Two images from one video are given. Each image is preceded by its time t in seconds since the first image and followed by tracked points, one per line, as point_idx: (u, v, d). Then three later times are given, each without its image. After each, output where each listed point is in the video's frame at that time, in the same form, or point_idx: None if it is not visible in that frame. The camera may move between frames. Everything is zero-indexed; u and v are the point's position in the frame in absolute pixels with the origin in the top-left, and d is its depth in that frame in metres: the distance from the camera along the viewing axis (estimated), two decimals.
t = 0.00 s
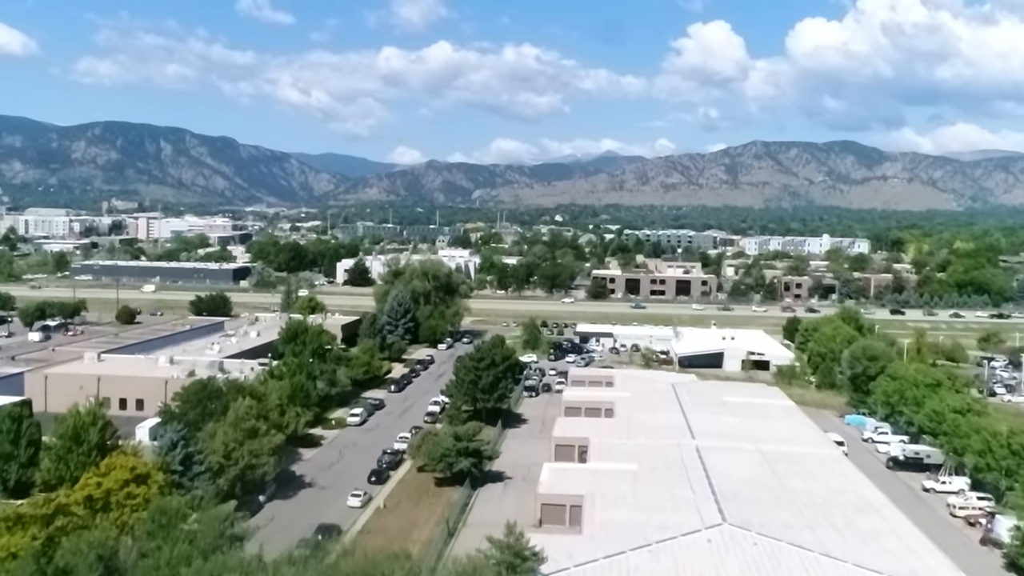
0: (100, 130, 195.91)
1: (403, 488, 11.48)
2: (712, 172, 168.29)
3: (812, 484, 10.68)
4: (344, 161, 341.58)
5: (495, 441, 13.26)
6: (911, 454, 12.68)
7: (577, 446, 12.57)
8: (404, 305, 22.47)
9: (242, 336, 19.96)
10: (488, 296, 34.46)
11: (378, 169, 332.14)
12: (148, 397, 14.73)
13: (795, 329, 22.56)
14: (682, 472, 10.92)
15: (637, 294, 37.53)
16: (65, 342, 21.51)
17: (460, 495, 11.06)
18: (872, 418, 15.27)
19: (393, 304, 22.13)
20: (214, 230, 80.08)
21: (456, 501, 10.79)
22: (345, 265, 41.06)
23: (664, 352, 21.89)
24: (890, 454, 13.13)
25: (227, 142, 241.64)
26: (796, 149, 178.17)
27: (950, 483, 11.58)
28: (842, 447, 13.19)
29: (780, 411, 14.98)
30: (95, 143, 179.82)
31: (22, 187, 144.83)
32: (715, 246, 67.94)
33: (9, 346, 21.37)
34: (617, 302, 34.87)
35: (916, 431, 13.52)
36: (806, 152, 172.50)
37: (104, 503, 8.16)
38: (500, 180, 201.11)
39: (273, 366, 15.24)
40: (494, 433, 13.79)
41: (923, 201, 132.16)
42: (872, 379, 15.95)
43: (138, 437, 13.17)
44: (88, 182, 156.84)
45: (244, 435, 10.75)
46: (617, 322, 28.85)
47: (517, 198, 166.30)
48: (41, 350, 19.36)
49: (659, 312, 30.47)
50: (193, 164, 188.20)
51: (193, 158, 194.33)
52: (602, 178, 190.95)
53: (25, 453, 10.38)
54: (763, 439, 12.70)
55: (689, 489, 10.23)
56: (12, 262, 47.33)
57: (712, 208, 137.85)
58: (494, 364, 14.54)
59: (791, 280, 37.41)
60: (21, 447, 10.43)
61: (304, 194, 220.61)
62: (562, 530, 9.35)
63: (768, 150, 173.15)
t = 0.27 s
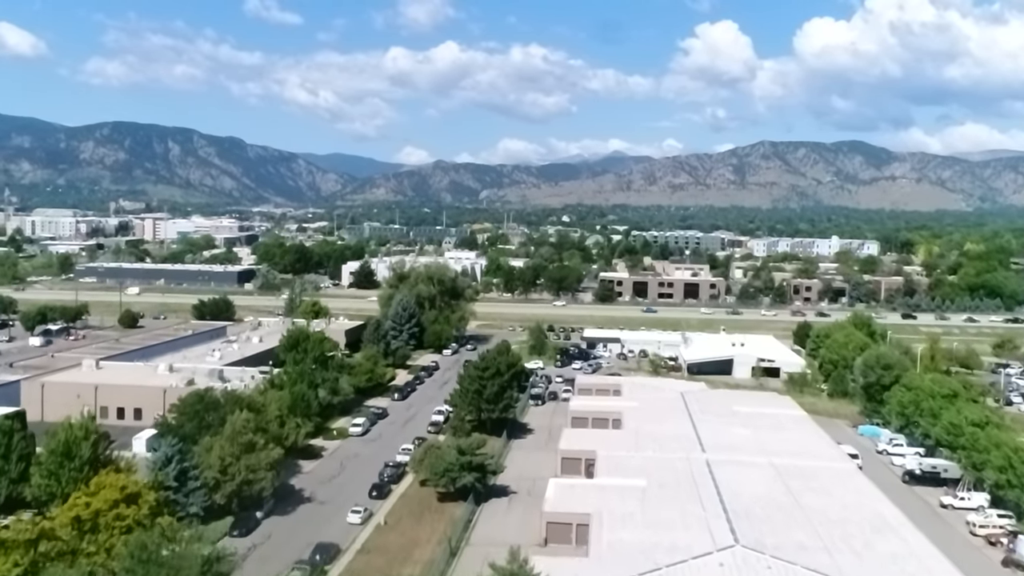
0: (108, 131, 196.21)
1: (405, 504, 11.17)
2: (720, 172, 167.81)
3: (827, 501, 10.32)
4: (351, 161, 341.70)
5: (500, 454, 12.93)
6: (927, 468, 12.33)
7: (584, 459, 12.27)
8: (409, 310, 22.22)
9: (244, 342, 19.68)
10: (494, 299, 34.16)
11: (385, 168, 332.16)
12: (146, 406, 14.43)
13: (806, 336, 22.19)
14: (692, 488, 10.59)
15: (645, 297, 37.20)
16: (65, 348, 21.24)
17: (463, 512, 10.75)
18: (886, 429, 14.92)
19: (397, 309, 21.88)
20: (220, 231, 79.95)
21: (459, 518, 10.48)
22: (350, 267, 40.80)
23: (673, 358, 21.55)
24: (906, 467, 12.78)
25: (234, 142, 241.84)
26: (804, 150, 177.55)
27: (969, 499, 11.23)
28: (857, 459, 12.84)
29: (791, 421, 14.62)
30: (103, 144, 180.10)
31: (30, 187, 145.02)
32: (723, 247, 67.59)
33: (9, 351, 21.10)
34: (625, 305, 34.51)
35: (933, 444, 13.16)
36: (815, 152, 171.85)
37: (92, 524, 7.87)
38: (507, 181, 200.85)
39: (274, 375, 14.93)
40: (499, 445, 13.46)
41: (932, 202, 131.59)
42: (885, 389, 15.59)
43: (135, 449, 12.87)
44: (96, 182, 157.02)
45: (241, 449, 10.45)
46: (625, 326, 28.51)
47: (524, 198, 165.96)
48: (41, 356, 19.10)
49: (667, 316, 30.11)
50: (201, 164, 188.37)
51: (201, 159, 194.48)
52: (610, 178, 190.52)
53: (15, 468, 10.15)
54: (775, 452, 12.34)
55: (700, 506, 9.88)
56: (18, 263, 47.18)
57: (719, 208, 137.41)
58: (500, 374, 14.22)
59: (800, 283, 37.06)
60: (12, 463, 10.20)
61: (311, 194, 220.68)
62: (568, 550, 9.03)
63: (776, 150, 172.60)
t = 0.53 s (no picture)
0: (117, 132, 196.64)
1: (408, 522, 10.84)
2: (728, 173, 167.34)
3: (844, 520, 9.93)
4: (359, 162, 341.93)
5: (505, 468, 12.60)
6: (946, 484, 11.96)
7: (591, 474, 11.96)
8: (414, 315, 21.92)
9: (246, 349, 19.39)
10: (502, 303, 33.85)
11: (393, 169, 332.35)
12: (145, 417, 14.13)
13: (818, 343, 21.79)
14: (703, 507, 10.23)
15: (654, 301, 36.85)
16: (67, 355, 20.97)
17: (467, 531, 10.41)
18: (902, 441, 14.54)
19: (402, 314, 21.59)
20: (227, 233, 79.88)
21: (463, 538, 10.14)
22: (357, 270, 40.53)
23: (683, 366, 21.19)
24: (924, 483, 12.40)
25: (243, 143, 242.20)
26: (814, 150, 176.91)
27: (990, 518, 10.87)
28: (873, 475, 12.47)
29: (805, 433, 14.24)
30: (112, 145, 180.60)
31: (40, 189, 145.36)
32: (732, 249, 67.22)
33: (10, 358, 20.82)
34: (633, 309, 34.16)
35: (952, 458, 12.78)
36: (824, 152, 171.17)
37: (79, 551, 7.59)
38: (515, 182, 200.68)
39: (275, 385, 14.61)
40: (505, 459, 13.12)
41: (942, 203, 130.94)
42: (901, 400, 15.20)
43: (133, 463, 12.56)
44: (105, 184, 157.33)
45: (238, 466, 10.11)
46: (634, 332, 28.15)
47: (532, 199, 165.68)
48: (42, 364, 18.83)
49: (676, 321, 29.73)
50: (210, 165, 188.67)
51: (209, 160, 194.84)
52: (618, 179, 190.11)
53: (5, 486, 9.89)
54: (789, 467, 11.97)
55: (712, 528, 9.51)
56: (24, 266, 47.02)
57: (728, 209, 136.97)
58: (506, 384, 13.89)
59: (811, 287, 36.69)
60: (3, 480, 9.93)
61: (319, 194, 220.78)
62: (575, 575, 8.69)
63: (785, 151, 172.03)
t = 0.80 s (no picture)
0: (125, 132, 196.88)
1: (409, 541, 10.51)
2: (737, 172, 166.82)
3: (862, 542, 9.57)
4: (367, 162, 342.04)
5: (509, 484, 12.26)
6: (966, 502, 11.58)
7: (599, 491, 11.62)
8: (419, 321, 21.66)
9: (247, 356, 19.08)
10: (508, 308, 33.51)
11: (401, 169, 332.43)
12: (142, 428, 13.81)
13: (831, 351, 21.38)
14: (715, 527, 9.88)
15: (662, 305, 36.48)
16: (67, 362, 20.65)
17: (470, 551, 10.07)
18: (918, 454, 14.15)
19: (407, 320, 21.34)
20: (234, 234, 79.70)
21: (466, 559, 9.81)
22: (362, 273, 40.22)
23: (692, 373, 20.82)
24: (942, 500, 12.02)
25: (250, 143, 242.38)
26: (822, 150, 176.25)
27: (1012, 538, 10.49)
28: (889, 491, 12.09)
29: (818, 446, 13.87)
30: (121, 146, 180.94)
31: (48, 189, 145.59)
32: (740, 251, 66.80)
33: (9, 365, 20.52)
34: (641, 313, 33.79)
35: (971, 474, 12.40)
36: (833, 152, 170.51)
37: None
38: (522, 182, 200.39)
39: (276, 395, 14.29)
40: (509, 473, 12.78)
41: (951, 203, 130.30)
42: (917, 411, 14.81)
43: (128, 477, 12.25)
44: (113, 184, 157.50)
45: (233, 484, 9.79)
46: (642, 337, 27.75)
47: (540, 199, 165.32)
48: (41, 372, 18.50)
49: (685, 326, 29.33)
50: (218, 166, 188.80)
51: (217, 161, 194.97)
52: (626, 179, 189.67)
53: None
54: (803, 484, 11.60)
55: (724, 551, 9.16)
56: (29, 269, 46.84)
57: (736, 209, 136.50)
58: (511, 396, 13.56)
59: (822, 290, 36.30)
60: None
61: (327, 194, 220.80)
62: None
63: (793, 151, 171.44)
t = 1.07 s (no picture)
0: (139, 134, 197.69)
1: (414, 563, 10.19)
2: (750, 174, 166.16)
3: (884, 567, 9.16)
4: (379, 164, 342.58)
5: (517, 501, 11.93)
6: (992, 521, 11.16)
7: (610, 510, 11.26)
8: (428, 329, 21.41)
9: (253, 365, 18.82)
10: (519, 313, 33.23)
11: (413, 171, 332.87)
12: (143, 442, 13.55)
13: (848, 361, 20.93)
14: (729, 551, 9.50)
15: (675, 310, 36.09)
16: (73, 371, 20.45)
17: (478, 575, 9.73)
18: (940, 471, 13.73)
19: (415, 327, 21.11)
20: (245, 236, 79.66)
21: None
22: (373, 278, 39.96)
23: (705, 383, 20.43)
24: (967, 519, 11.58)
25: (263, 144, 242.91)
26: (836, 151, 175.33)
27: None
28: (911, 511, 11.67)
29: (836, 461, 13.46)
30: (135, 148, 181.67)
31: (62, 191, 146.25)
32: (753, 254, 66.32)
33: (15, 374, 20.32)
34: (654, 319, 33.41)
35: (997, 492, 11.97)
36: (847, 154, 169.68)
37: None
38: (535, 183, 201.05)
39: (280, 408, 13.97)
40: (518, 490, 12.44)
41: (967, 204, 129.44)
42: (938, 425, 14.39)
43: (128, 494, 11.97)
44: (127, 186, 158.04)
45: (232, 505, 9.51)
46: (655, 343, 27.37)
47: (552, 200, 165.06)
48: (45, 381, 18.29)
49: (699, 332, 28.92)
50: (231, 168, 189.28)
51: (230, 163, 195.51)
52: (638, 181, 189.17)
53: None
54: (821, 503, 11.19)
55: None
56: (40, 272, 46.84)
57: (749, 210, 135.92)
58: (520, 410, 13.22)
59: (837, 295, 35.87)
60: None
61: (339, 196, 221.05)
62: None
63: (807, 153, 170.79)
